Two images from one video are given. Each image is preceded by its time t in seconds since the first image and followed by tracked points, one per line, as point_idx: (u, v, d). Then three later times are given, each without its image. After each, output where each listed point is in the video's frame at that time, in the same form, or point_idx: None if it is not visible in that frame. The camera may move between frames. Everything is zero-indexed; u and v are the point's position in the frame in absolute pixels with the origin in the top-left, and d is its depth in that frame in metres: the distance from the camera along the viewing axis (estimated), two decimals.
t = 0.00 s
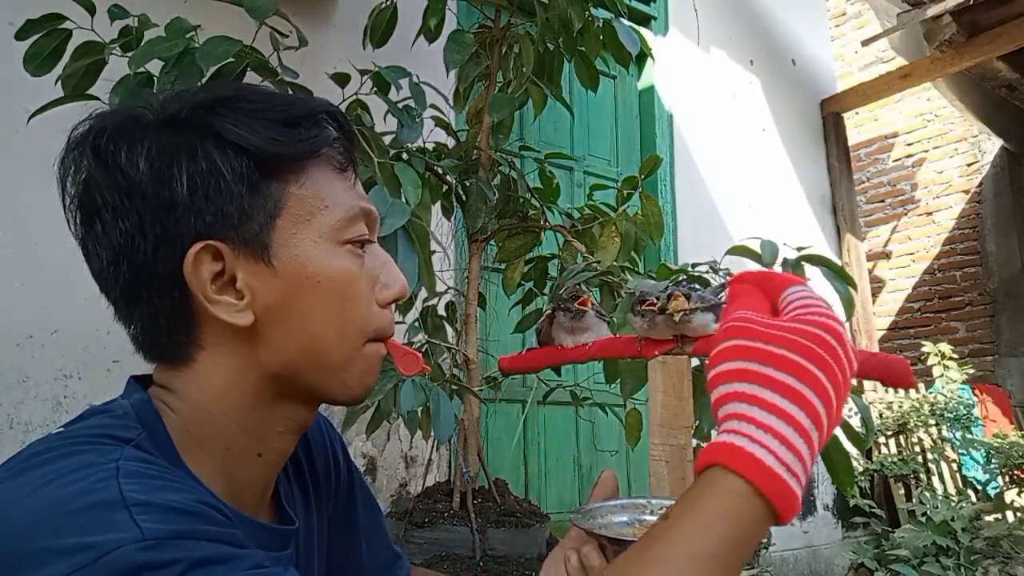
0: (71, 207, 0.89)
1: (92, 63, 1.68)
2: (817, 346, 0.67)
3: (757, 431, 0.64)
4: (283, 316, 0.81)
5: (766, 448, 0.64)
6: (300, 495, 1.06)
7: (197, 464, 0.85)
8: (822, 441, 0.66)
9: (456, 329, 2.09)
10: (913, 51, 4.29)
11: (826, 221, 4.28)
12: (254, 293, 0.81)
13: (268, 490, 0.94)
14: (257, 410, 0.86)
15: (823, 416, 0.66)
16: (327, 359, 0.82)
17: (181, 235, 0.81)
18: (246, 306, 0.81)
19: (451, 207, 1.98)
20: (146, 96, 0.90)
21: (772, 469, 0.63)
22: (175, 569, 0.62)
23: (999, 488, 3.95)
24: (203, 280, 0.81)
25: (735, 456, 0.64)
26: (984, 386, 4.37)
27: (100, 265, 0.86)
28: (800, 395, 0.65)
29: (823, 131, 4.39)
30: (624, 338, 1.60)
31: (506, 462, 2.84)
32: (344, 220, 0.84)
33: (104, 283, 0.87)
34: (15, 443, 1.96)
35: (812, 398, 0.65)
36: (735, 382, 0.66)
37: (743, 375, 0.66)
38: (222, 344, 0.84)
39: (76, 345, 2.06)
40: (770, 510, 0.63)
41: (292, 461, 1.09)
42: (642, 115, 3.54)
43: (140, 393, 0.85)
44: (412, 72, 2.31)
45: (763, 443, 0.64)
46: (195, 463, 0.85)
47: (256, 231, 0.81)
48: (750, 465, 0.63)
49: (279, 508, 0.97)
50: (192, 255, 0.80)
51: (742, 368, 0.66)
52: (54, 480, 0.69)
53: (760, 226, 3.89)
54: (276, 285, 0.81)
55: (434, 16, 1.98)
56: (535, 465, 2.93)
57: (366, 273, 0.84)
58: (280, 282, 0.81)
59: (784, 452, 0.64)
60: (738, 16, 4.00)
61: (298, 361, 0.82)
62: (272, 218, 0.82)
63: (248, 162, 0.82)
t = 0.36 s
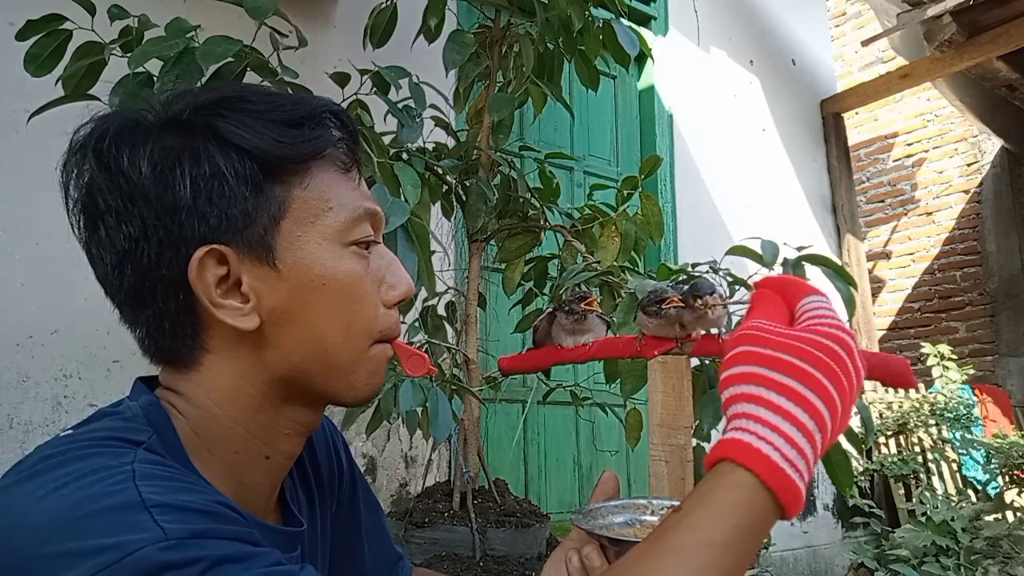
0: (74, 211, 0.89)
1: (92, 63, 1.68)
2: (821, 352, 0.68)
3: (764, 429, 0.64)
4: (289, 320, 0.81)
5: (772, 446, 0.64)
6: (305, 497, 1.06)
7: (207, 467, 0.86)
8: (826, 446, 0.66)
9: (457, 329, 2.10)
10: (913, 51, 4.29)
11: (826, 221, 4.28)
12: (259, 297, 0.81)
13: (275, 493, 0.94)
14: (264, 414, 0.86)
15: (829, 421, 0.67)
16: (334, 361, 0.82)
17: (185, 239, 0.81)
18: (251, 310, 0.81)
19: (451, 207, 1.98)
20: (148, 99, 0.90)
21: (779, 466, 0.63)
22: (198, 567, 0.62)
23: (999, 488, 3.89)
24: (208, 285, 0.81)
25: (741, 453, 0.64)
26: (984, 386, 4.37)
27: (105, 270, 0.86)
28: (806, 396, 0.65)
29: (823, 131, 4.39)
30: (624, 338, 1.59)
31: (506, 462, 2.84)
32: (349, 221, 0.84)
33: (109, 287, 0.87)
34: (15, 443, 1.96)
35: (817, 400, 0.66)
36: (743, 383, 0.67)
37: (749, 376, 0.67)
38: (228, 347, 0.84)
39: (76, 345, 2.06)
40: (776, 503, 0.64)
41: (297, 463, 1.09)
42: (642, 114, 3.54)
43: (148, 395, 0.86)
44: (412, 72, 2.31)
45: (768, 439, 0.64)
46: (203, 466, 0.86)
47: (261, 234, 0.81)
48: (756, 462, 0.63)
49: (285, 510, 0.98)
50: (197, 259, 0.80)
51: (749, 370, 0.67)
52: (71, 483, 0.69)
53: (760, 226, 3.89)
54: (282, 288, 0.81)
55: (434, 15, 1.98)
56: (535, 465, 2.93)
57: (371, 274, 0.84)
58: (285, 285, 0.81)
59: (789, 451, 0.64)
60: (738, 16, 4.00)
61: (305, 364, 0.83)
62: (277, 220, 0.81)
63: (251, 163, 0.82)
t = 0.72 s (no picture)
0: (87, 208, 0.89)
1: (92, 63, 1.68)
2: (810, 343, 0.67)
3: (746, 423, 0.65)
4: (297, 325, 0.81)
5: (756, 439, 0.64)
6: (308, 500, 1.07)
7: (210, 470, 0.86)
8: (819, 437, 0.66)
9: (458, 328, 2.09)
10: (913, 51, 4.29)
11: (827, 221, 4.28)
12: (268, 302, 0.81)
13: (277, 496, 0.95)
14: (268, 418, 0.86)
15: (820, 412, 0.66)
16: (340, 370, 0.82)
17: (197, 241, 0.81)
18: (260, 314, 0.81)
19: (451, 207, 1.98)
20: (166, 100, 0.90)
21: (763, 459, 0.64)
22: (196, 572, 0.62)
23: (999, 488, 3.91)
24: (218, 287, 0.81)
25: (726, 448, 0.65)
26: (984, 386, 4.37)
27: (116, 267, 0.87)
28: (791, 388, 0.65)
29: (823, 131, 4.39)
30: (625, 339, 1.59)
31: (507, 462, 2.84)
32: (361, 229, 0.83)
33: (120, 285, 0.87)
34: (15, 443, 1.96)
35: (803, 390, 0.65)
36: (727, 378, 0.68)
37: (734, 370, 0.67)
38: (236, 349, 0.84)
39: (76, 345, 2.06)
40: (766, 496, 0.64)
41: (301, 467, 1.09)
42: (642, 114, 3.52)
43: (154, 396, 0.86)
44: (412, 72, 2.31)
45: (751, 432, 0.65)
46: (207, 468, 0.86)
47: (273, 239, 0.80)
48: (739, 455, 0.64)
49: (287, 514, 0.98)
50: (209, 261, 0.80)
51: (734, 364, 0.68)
52: (72, 485, 0.69)
53: (761, 227, 3.89)
54: (291, 294, 0.80)
55: (434, 15, 1.98)
56: (535, 465, 2.93)
57: (381, 283, 0.84)
58: (295, 290, 0.81)
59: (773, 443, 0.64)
60: (738, 16, 4.00)
61: (311, 370, 0.82)
62: (290, 226, 0.81)
63: (267, 168, 0.82)
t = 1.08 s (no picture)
0: (94, 197, 0.89)
1: (92, 63, 1.68)
2: (778, 377, 0.66)
3: (719, 463, 0.64)
4: (297, 330, 0.81)
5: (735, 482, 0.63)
6: (309, 502, 1.07)
7: (206, 470, 0.87)
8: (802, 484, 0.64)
9: (458, 328, 2.08)
10: (913, 51, 4.29)
11: (827, 221, 4.28)
12: (269, 305, 0.81)
13: (275, 500, 0.94)
14: (265, 422, 0.86)
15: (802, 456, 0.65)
16: (338, 377, 0.82)
17: (203, 240, 0.81)
18: (260, 317, 0.81)
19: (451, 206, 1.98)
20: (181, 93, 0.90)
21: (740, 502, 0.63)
22: None
23: (999, 488, 3.91)
24: (220, 287, 0.81)
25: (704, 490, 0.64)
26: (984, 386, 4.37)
27: (120, 259, 0.86)
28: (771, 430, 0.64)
29: (823, 131, 4.39)
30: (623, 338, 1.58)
31: (507, 462, 2.84)
32: (370, 238, 0.83)
33: (123, 276, 0.87)
34: (15, 443, 1.96)
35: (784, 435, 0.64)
36: (698, 420, 0.67)
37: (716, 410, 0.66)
38: (236, 351, 0.84)
39: (76, 345, 2.05)
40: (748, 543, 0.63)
41: (302, 469, 1.09)
42: (642, 114, 3.51)
43: (152, 398, 0.87)
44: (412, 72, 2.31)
45: (724, 474, 0.64)
46: (203, 468, 0.86)
47: (279, 243, 0.80)
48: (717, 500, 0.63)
49: (286, 518, 0.98)
50: (213, 261, 0.80)
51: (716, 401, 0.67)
52: (66, 492, 0.69)
53: (761, 227, 3.89)
54: (292, 299, 0.80)
55: (434, 15, 1.98)
56: (535, 465, 2.93)
57: (385, 292, 0.84)
58: (297, 295, 0.80)
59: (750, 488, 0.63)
60: (738, 16, 4.00)
61: (309, 375, 0.82)
62: (297, 230, 0.81)
63: (278, 170, 0.82)
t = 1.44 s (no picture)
0: (111, 194, 0.88)
1: (93, 62, 1.68)
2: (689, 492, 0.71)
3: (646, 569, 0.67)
4: (302, 343, 0.81)
5: None
6: (311, 510, 1.07)
7: (206, 478, 0.87)
8: None
9: (459, 328, 2.08)
10: (913, 51, 4.29)
11: (827, 221, 4.29)
12: (277, 316, 0.81)
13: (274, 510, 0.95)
14: (267, 432, 0.87)
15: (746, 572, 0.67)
16: (341, 392, 0.83)
17: (217, 247, 0.80)
18: (268, 327, 0.81)
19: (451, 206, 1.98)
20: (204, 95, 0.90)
21: None
22: None
23: (999, 488, 3.92)
24: (229, 294, 0.81)
25: None
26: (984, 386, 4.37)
27: (132, 258, 0.86)
28: (724, 543, 0.67)
29: (823, 131, 4.39)
30: (624, 338, 1.61)
31: (507, 463, 2.84)
32: (384, 255, 0.83)
33: (135, 276, 0.86)
34: (15, 443, 1.96)
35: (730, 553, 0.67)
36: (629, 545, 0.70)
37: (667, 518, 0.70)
38: (244, 361, 0.84)
39: (76, 345, 2.06)
40: None
41: (305, 476, 1.10)
42: (642, 114, 3.51)
43: (154, 405, 0.87)
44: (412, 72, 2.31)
45: None
46: (204, 476, 0.87)
47: (292, 255, 0.80)
48: None
49: (285, 527, 0.97)
50: (225, 268, 0.80)
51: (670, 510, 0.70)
52: (61, 511, 0.69)
53: (761, 227, 3.90)
54: (301, 310, 0.81)
55: (434, 15, 1.97)
56: (535, 465, 2.93)
57: (395, 308, 0.84)
58: (305, 307, 0.81)
59: None
60: (738, 16, 4.00)
61: (313, 388, 0.83)
62: (311, 243, 0.81)
63: (297, 182, 0.82)
